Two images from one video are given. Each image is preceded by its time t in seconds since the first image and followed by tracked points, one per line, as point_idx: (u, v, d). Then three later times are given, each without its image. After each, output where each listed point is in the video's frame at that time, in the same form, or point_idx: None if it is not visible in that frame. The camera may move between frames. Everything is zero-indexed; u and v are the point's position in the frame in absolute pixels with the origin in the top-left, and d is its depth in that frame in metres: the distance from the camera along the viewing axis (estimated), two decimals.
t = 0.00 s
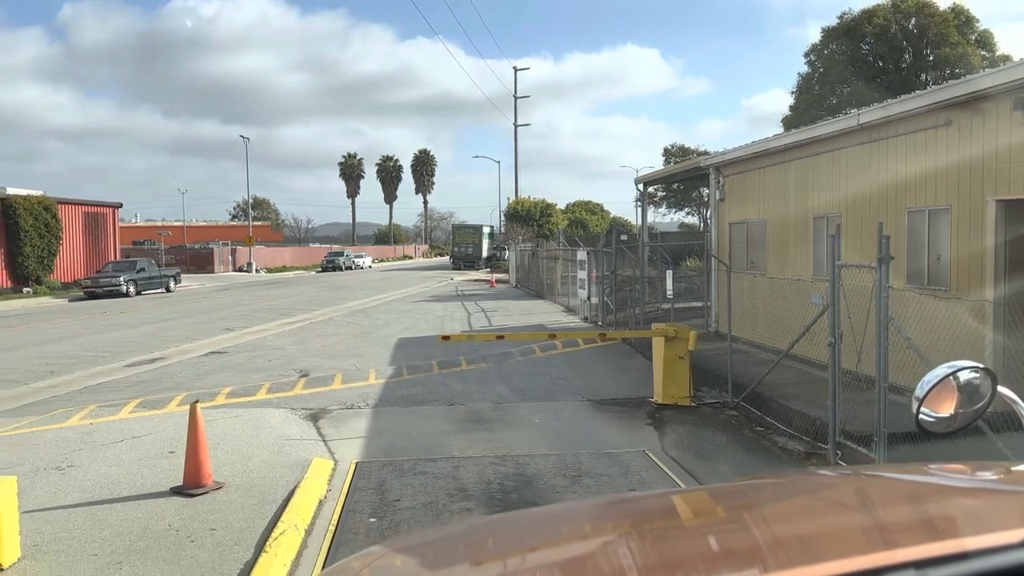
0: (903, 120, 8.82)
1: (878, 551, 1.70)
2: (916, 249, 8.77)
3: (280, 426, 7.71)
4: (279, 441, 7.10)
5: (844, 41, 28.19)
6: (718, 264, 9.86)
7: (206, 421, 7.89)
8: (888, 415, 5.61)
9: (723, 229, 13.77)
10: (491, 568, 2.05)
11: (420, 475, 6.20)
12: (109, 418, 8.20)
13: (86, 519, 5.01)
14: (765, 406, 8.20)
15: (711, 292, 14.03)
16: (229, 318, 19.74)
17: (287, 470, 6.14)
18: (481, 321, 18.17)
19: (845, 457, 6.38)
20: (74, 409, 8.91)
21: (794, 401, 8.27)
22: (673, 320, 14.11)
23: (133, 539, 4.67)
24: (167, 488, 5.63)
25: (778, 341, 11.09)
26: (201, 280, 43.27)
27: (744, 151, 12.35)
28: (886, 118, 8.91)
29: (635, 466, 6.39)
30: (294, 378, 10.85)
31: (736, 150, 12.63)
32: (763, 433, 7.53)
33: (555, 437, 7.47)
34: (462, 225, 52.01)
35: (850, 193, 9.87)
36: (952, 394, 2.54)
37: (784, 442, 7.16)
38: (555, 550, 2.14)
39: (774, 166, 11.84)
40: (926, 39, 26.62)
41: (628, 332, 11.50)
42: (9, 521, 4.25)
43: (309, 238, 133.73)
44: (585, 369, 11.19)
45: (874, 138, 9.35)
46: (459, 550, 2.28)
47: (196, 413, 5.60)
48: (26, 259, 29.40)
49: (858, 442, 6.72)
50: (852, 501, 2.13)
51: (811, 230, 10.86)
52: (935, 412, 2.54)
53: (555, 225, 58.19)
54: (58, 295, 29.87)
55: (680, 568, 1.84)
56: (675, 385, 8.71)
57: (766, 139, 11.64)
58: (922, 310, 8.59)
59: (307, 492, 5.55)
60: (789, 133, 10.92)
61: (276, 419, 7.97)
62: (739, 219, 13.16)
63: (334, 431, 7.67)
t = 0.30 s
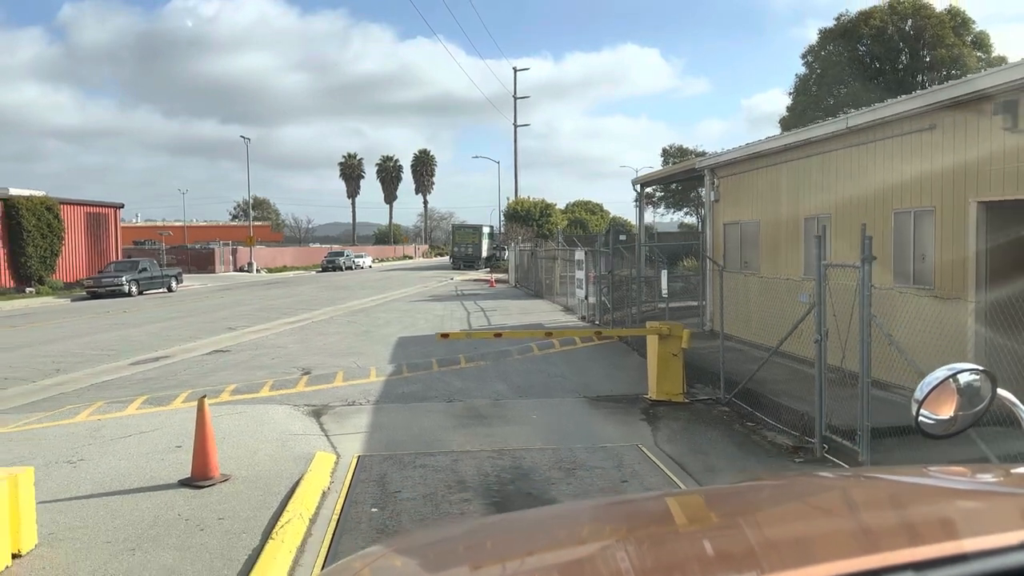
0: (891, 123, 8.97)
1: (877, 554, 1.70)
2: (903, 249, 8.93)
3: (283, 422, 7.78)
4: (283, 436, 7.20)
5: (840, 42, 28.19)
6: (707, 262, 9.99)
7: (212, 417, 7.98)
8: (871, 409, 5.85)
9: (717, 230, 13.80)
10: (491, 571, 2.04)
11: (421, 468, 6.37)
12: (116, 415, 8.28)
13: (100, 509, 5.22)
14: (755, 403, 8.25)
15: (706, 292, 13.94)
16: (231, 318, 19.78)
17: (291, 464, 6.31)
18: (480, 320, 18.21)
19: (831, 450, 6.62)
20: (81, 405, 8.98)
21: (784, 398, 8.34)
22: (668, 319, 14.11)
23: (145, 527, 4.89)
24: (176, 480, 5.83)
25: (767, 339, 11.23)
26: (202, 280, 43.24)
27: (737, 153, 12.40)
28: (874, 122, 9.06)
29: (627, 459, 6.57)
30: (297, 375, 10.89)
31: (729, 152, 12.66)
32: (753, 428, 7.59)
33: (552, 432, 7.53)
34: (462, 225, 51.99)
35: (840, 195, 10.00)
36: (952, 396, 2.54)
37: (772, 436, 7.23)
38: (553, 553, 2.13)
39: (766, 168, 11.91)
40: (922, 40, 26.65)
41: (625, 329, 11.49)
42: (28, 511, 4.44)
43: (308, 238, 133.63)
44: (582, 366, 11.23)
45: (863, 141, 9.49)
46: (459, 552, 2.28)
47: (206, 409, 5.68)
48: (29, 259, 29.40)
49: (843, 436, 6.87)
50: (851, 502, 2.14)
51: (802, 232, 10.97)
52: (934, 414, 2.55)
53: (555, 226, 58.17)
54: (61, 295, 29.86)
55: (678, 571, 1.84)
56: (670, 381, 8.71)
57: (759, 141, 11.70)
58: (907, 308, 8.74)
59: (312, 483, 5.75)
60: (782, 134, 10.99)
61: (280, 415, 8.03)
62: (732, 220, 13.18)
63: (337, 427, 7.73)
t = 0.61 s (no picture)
0: (878, 126, 9.05)
1: (879, 553, 1.70)
2: (889, 249, 9.01)
3: (288, 417, 7.84)
4: (288, 431, 7.30)
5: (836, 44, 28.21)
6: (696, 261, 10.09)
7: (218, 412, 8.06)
8: (855, 403, 6.02)
9: (712, 229, 13.82)
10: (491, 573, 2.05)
11: (422, 460, 6.52)
12: (125, 410, 8.35)
13: (116, 499, 5.43)
14: (748, 398, 8.31)
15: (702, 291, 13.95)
16: (234, 317, 19.82)
17: (296, 457, 6.48)
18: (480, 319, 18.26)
19: (818, 442, 6.75)
20: (90, 401, 9.04)
21: (775, 393, 8.40)
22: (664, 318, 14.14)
23: (157, 515, 5.10)
24: (186, 472, 6.05)
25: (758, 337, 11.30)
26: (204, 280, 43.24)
27: (730, 154, 12.42)
28: (861, 125, 9.14)
29: (620, 451, 6.71)
30: (300, 372, 10.94)
31: (723, 154, 12.67)
32: (744, 422, 7.65)
33: (549, 426, 7.59)
34: (462, 225, 51.99)
35: (830, 197, 10.07)
36: (953, 396, 2.54)
37: (763, 430, 7.31)
38: (552, 555, 2.13)
39: (759, 169, 11.94)
40: (919, 42, 26.68)
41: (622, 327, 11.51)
42: (48, 500, 4.67)
43: (308, 237, 133.55)
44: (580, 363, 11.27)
45: (851, 143, 9.56)
46: (460, 554, 2.28)
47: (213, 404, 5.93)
48: (32, 259, 29.43)
49: (830, 429, 6.99)
50: (852, 502, 2.14)
51: (792, 232, 11.03)
52: (935, 414, 2.54)
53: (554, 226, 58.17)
54: (63, 295, 29.89)
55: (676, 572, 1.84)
56: (664, 377, 8.74)
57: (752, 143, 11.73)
58: (893, 307, 8.83)
59: (317, 474, 5.96)
60: (774, 136, 11.03)
61: (284, 411, 8.09)
62: (727, 220, 13.19)
63: (340, 422, 7.78)
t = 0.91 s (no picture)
0: (869, 128, 9.09)
1: (879, 552, 1.70)
2: (879, 249, 9.06)
3: (291, 413, 7.86)
4: (291, 427, 7.32)
5: (834, 45, 28.18)
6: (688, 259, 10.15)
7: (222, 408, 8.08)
8: (844, 399, 6.04)
9: (708, 229, 13.83)
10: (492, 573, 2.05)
11: (422, 454, 6.54)
12: (131, 407, 8.35)
13: (125, 491, 5.48)
14: (741, 395, 8.36)
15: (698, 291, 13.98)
16: (236, 316, 19.81)
17: (300, 451, 6.52)
18: (480, 318, 18.26)
19: (809, 437, 6.81)
20: (97, 398, 9.04)
21: (769, 391, 8.44)
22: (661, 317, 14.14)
23: (166, 506, 5.16)
24: (192, 465, 6.11)
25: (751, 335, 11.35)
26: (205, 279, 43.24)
27: (725, 155, 12.44)
28: (852, 127, 9.18)
29: (615, 446, 6.75)
30: (302, 370, 10.93)
31: (719, 155, 12.68)
32: (737, 418, 7.68)
33: (546, 422, 7.60)
34: (462, 224, 51.95)
35: (822, 198, 10.10)
36: (953, 396, 2.54)
37: (755, 426, 7.35)
38: (552, 555, 2.14)
39: (754, 171, 11.95)
40: (916, 43, 26.69)
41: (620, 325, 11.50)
42: (61, 489, 4.74)
43: (309, 237, 133.57)
44: (579, 361, 11.28)
45: (843, 145, 9.60)
46: (461, 555, 2.28)
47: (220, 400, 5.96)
48: (34, 258, 29.44)
49: (820, 425, 7.04)
50: (851, 502, 2.14)
51: (786, 233, 11.05)
52: (935, 414, 2.54)
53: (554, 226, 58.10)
54: (66, 294, 29.89)
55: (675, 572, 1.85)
56: (659, 374, 8.76)
57: (747, 144, 11.75)
58: (883, 307, 8.88)
59: (321, 467, 6.02)
60: (769, 137, 11.05)
61: (287, 408, 8.10)
62: (723, 220, 13.21)
63: (341, 417, 7.80)
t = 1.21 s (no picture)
0: (860, 130, 9.10)
1: (878, 551, 1.71)
2: (870, 248, 9.07)
3: (294, 410, 7.87)
4: (293, 423, 7.33)
5: (831, 46, 28.16)
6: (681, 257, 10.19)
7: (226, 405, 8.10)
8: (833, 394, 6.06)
9: (705, 229, 13.84)
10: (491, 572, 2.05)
11: (423, 449, 6.55)
12: (136, 404, 8.37)
13: (133, 484, 5.56)
14: (735, 391, 8.38)
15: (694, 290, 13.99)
16: (238, 315, 19.80)
17: (302, 446, 6.54)
18: (480, 317, 18.25)
19: (800, 433, 6.84)
20: (103, 395, 9.07)
21: (763, 387, 8.47)
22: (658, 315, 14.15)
23: (173, 499, 5.26)
24: (197, 459, 6.17)
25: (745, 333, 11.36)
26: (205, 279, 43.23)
27: (721, 156, 12.46)
28: (844, 129, 9.19)
29: (610, 441, 6.76)
30: (304, 368, 10.94)
31: (715, 155, 12.70)
32: (731, 414, 7.70)
33: (543, 418, 7.61)
34: (461, 224, 51.93)
35: (815, 198, 10.11)
36: (953, 395, 2.54)
37: (748, 422, 7.37)
38: (551, 553, 2.14)
39: (749, 171, 11.96)
40: (913, 44, 26.70)
41: (617, 323, 11.50)
42: (72, 481, 4.88)
43: (309, 237, 133.50)
44: (577, 359, 11.29)
45: (836, 147, 9.62)
46: (462, 554, 2.28)
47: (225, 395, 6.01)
48: (36, 258, 29.46)
49: (811, 420, 7.08)
50: (852, 501, 2.13)
51: (780, 233, 11.07)
52: (935, 413, 2.54)
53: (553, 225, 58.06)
54: (68, 293, 29.90)
55: (673, 570, 1.85)
56: (654, 372, 8.78)
57: (742, 145, 11.77)
58: (873, 306, 8.89)
59: (323, 460, 6.07)
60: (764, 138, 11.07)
61: (289, 404, 8.11)
62: (718, 220, 13.22)
63: (342, 414, 7.81)
